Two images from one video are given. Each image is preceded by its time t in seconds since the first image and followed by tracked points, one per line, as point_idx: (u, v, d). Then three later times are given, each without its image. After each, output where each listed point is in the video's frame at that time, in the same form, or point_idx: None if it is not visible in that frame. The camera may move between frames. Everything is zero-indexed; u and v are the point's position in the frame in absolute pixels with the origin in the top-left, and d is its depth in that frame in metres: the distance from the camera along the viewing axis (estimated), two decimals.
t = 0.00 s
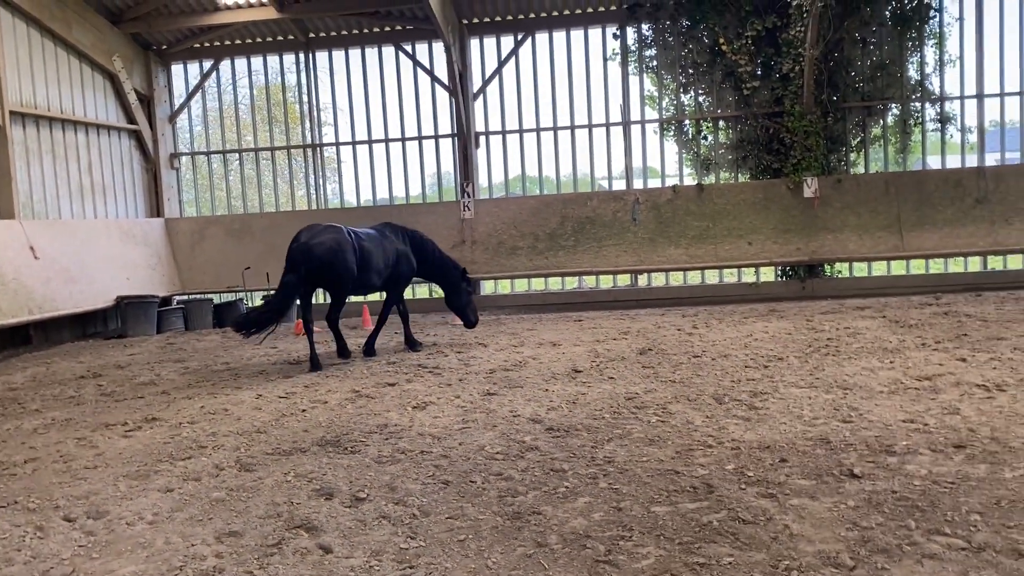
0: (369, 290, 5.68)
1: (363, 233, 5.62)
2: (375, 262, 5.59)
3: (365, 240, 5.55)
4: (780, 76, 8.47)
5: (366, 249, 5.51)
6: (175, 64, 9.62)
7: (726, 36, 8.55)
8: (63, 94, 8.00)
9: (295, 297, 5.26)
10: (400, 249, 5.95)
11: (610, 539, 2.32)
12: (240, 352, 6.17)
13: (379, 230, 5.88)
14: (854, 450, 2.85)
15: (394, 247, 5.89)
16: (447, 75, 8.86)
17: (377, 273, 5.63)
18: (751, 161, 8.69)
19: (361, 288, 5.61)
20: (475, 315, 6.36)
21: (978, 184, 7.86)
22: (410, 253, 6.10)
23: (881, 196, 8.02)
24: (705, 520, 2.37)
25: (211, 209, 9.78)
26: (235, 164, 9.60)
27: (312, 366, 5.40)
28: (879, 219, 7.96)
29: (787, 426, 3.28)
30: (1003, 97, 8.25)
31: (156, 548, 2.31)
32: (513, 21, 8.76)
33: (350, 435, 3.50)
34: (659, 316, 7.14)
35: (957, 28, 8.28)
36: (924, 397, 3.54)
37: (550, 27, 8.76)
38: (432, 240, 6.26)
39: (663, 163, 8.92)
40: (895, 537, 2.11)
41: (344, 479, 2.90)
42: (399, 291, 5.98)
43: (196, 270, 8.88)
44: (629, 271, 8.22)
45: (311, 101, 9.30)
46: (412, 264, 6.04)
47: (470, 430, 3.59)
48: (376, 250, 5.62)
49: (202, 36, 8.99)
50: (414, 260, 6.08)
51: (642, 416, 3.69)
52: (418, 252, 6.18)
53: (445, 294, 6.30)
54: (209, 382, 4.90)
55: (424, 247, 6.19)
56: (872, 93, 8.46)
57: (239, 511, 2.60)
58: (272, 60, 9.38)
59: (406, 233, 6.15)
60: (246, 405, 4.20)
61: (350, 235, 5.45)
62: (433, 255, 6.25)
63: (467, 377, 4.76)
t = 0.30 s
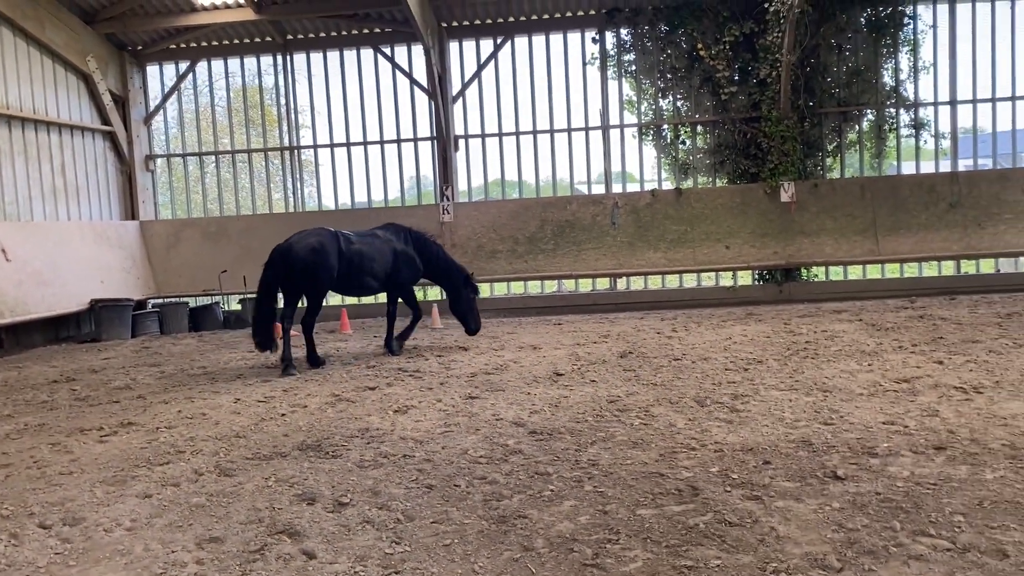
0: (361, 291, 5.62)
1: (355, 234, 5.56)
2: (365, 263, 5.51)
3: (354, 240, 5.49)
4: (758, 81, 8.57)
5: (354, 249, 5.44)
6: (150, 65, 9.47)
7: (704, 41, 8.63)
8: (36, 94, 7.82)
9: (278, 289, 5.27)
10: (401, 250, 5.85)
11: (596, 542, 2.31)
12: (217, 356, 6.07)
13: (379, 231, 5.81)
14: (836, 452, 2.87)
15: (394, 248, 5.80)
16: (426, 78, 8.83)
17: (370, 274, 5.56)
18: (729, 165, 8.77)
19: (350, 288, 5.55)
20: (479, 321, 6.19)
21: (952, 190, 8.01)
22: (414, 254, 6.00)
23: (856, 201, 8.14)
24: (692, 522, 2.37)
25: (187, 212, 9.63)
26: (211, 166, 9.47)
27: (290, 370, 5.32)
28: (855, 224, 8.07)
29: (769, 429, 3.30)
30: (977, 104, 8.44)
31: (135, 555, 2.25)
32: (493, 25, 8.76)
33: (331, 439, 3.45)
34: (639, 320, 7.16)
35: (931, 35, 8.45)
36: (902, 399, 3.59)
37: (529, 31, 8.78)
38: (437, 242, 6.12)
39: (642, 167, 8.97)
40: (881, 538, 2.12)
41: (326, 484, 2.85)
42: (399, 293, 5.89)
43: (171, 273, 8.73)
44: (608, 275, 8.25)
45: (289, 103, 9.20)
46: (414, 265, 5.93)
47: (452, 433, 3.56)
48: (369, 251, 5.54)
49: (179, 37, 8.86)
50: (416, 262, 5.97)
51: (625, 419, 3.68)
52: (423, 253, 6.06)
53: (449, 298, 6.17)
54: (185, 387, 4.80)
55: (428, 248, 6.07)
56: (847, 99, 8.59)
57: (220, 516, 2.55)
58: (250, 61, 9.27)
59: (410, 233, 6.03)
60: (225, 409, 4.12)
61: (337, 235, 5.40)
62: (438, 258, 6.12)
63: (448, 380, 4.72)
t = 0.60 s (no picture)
0: (360, 295, 5.63)
1: (353, 237, 5.59)
2: (362, 266, 5.51)
3: (351, 243, 5.51)
4: (735, 88, 8.65)
5: (350, 253, 5.46)
6: (124, 68, 9.29)
7: (682, 48, 8.70)
8: (6, 95, 7.63)
9: (279, 286, 5.47)
10: (402, 252, 5.80)
11: (587, 551, 2.29)
12: (192, 362, 5.94)
13: (379, 234, 5.82)
14: (821, 458, 2.89)
15: (393, 250, 5.76)
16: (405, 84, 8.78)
17: (366, 277, 5.56)
18: (706, 172, 8.83)
19: (348, 291, 5.57)
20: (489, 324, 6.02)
21: (925, 197, 8.15)
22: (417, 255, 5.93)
23: (832, 208, 8.26)
24: (682, 530, 2.36)
25: (162, 217, 9.46)
26: (186, 170, 9.31)
27: (268, 376, 5.23)
28: (831, 230, 8.19)
29: (753, 435, 3.31)
30: (950, 112, 8.63)
31: (114, 568, 2.18)
32: (472, 30, 8.75)
33: (312, 447, 3.39)
34: (618, 325, 7.18)
35: (904, 44, 8.62)
36: (883, 404, 3.62)
37: (508, 37, 8.78)
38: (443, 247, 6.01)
39: (620, 172, 9.01)
40: (871, 545, 2.14)
41: (309, 493, 2.79)
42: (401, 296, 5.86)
43: (145, 279, 8.57)
44: (588, 280, 8.27)
45: (266, 107, 9.10)
46: (418, 265, 5.87)
47: (436, 440, 3.52)
48: (367, 254, 5.54)
49: (154, 40, 8.70)
50: (420, 264, 5.89)
51: (609, 426, 3.67)
52: (429, 257, 5.96)
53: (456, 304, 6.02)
54: (160, 394, 4.69)
55: (433, 252, 5.96)
56: (823, 107, 8.71)
57: (202, 527, 2.48)
58: (226, 65, 9.14)
59: (415, 238, 5.96)
60: (202, 417, 4.03)
61: (333, 238, 5.44)
62: (445, 262, 5.99)
63: (430, 387, 4.67)
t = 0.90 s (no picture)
0: (359, 295, 5.63)
1: (352, 238, 5.62)
2: (361, 266, 5.52)
3: (348, 244, 5.53)
4: (709, 92, 8.73)
5: (347, 253, 5.48)
6: (93, 67, 9.08)
7: (657, 52, 8.76)
8: None
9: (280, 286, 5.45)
10: (401, 253, 5.74)
11: (570, 555, 2.26)
12: (162, 366, 5.80)
13: (383, 235, 5.83)
14: (800, 459, 2.91)
15: (393, 251, 5.71)
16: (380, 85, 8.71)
17: (363, 277, 5.55)
18: (681, 175, 8.90)
19: (350, 292, 5.58)
20: (489, 328, 5.87)
21: (896, 200, 8.30)
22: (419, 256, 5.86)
23: (805, 211, 8.36)
24: (665, 533, 2.35)
25: (130, 219, 9.26)
26: (156, 171, 9.12)
27: (240, 380, 5.12)
28: (803, 233, 8.30)
29: (732, 436, 3.33)
30: (920, 117, 8.83)
31: None
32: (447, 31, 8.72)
33: (288, 452, 3.32)
34: (594, 328, 7.18)
35: (876, 49, 8.79)
36: (858, 406, 3.67)
37: (483, 38, 8.77)
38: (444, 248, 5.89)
39: (596, 175, 9.04)
40: (854, 546, 2.15)
41: (285, 498, 2.73)
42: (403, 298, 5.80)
43: (114, 281, 8.39)
44: (564, 283, 8.27)
45: (237, 107, 8.96)
46: (418, 266, 5.79)
47: (414, 444, 3.47)
48: (364, 254, 5.54)
49: (123, 38, 8.51)
50: (420, 266, 5.81)
51: (588, 428, 3.66)
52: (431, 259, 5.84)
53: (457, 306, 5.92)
54: (130, 398, 4.57)
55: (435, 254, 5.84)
56: (796, 110, 8.83)
57: (176, 534, 2.41)
58: (197, 64, 8.99)
59: (418, 239, 5.88)
60: (174, 421, 3.93)
61: (332, 239, 5.50)
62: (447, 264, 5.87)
63: (406, 390, 4.62)
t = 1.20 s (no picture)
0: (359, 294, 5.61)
1: (352, 237, 5.64)
2: (360, 264, 5.52)
3: (348, 243, 5.56)
4: (683, 93, 8.80)
5: (346, 251, 5.51)
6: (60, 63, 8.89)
7: (631, 53, 8.82)
8: None
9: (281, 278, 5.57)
10: (402, 252, 5.69)
11: (547, 555, 2.26)
12: (131, 367, 5.69)
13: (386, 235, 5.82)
14: (774, 458, 2.95)
15: (392, 249, 5.67)
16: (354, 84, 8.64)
17: (362, 275, 5.55)
18: (654, 176, 8.97)
19: (350, 291, 5.59)
20: (491, 329, 5.84)
21: (865, 202, 8.47)
22: (420, 258, 5.80)
23: (777, 212, 8.49)
24: (641, 532, 2.36)
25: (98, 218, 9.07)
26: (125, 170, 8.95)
27: (211, 381, 5.04)
28: (776, 235, 8.40)
29: (706, 436, 3.36)
30: (889, 120, 9.01)
31: None
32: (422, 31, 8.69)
33: (262, 454, 3.27)
34: (569, 328, 7.20)
35: (846, 53, 8.97)
36: (829, 405, 3.73)
37: (458, 38, 8.75)
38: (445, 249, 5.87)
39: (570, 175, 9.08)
40: (828, 544, 2.18)
41: (259, 501, 2.69)
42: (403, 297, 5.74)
43: (82, 282, 8.22)
44: (539, 283, 8.28)
45: (208, 106, 8.82)
46: (419, 265, 5.75)
47: (390, 445, 3.45)
48: (363, 253, 5.54)
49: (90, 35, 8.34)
50: (420, 266, 5.76)
51: (564, 429, 3.67)
52: (431, 259, 5.82)
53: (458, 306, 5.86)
54: (98, 400, 4.47)
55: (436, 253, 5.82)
56: (767, 112, 8.96)
57: (148, 537, 2.36)
58: (168, 62, 8.84)
59: (420, 240, 5.85)
60: (145, 423, 3.85)
61: (332, 238, 5.54)
62: (448, 263, 5.84)
63: (381, 391, 4.59)
